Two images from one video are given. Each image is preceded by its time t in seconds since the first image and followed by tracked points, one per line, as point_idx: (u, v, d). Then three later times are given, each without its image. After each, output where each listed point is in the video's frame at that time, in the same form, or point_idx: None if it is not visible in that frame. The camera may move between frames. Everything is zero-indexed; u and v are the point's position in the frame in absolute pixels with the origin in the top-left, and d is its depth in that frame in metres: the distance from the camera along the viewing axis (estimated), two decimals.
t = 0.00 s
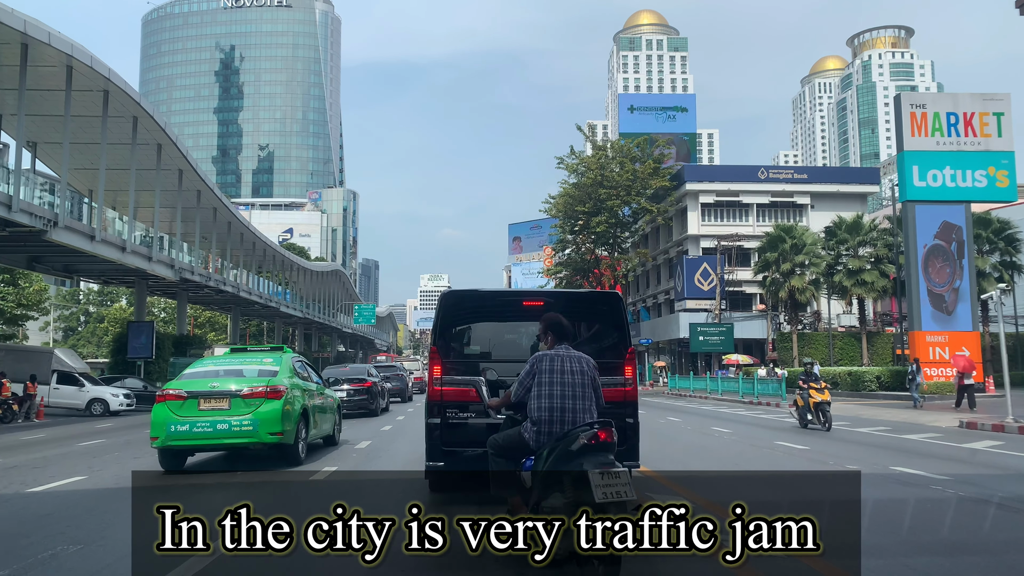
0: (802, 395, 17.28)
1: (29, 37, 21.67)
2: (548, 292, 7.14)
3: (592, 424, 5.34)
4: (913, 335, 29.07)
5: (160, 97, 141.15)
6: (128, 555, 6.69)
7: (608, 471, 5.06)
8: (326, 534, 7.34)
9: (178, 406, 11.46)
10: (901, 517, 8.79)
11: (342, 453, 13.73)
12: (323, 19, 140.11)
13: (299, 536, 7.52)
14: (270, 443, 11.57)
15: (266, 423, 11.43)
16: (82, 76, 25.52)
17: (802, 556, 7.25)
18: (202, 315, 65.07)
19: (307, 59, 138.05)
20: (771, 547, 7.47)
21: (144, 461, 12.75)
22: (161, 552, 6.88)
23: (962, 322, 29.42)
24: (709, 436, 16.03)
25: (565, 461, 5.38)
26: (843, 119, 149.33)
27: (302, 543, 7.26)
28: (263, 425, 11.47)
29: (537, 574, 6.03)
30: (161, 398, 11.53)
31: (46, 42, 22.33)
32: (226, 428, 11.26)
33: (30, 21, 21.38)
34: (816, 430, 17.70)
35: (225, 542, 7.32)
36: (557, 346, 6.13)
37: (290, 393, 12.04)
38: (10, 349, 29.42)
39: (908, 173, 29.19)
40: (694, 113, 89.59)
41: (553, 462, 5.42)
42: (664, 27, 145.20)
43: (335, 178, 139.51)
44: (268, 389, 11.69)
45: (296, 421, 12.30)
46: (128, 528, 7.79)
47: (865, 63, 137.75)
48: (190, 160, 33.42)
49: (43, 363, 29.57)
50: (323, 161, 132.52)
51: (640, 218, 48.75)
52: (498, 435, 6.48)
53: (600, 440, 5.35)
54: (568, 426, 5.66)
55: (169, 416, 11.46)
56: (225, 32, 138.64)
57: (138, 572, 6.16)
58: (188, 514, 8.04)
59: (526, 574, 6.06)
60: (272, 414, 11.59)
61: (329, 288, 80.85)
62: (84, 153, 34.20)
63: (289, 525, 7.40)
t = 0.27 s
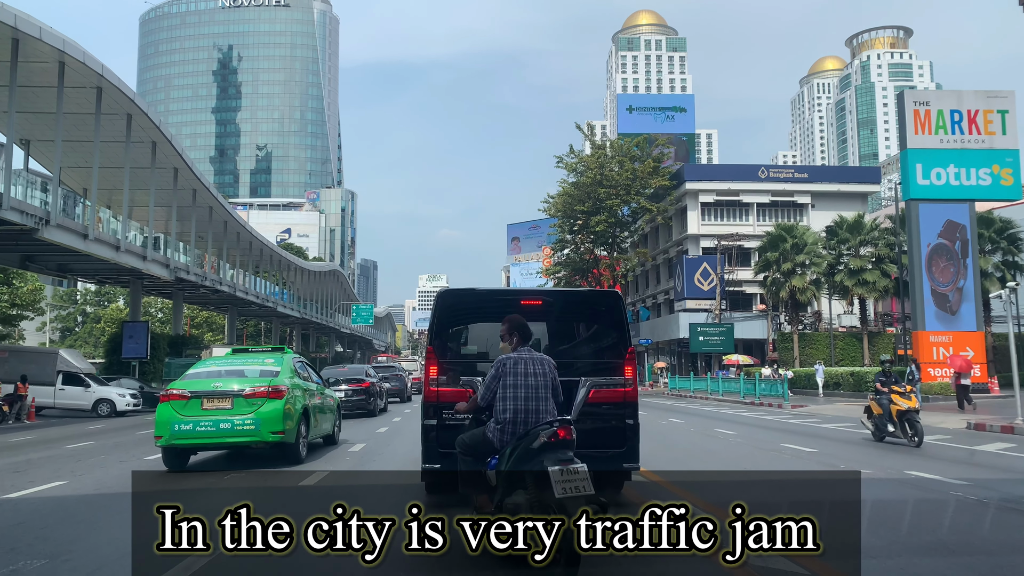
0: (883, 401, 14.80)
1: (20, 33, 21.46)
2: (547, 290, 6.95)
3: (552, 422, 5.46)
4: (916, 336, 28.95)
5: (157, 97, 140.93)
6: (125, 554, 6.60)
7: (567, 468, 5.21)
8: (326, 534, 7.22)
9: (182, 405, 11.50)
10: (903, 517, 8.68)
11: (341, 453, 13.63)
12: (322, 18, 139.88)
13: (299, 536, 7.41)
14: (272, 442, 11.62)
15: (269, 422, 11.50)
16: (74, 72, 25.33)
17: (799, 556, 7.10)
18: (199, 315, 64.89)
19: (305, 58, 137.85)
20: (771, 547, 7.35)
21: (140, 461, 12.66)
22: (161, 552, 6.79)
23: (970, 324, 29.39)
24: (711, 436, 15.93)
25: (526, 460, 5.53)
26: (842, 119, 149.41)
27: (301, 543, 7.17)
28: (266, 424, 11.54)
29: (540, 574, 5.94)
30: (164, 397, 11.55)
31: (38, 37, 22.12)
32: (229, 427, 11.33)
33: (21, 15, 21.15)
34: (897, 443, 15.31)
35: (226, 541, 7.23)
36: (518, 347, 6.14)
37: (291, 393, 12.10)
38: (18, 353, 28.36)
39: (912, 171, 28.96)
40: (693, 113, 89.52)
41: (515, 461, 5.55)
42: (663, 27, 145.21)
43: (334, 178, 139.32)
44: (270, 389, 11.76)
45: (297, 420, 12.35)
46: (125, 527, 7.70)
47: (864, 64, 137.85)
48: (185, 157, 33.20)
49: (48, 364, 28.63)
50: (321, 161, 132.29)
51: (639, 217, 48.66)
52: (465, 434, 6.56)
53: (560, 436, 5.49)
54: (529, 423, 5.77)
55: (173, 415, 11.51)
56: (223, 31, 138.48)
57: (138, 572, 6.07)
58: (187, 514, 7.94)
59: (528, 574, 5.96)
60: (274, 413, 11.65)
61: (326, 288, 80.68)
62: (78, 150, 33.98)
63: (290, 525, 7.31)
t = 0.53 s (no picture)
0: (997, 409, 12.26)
1: (11, 27, 21.26)
2: (547, 289, 6.76)
3: (517, 421, 5.70)
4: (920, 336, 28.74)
5: (155, 97, 140.72)
6: (122, 555, 6.54)
7: (532, 465, 5.46)
8: (326, 534, 7.11)
9: (185, 405, 11.59)
10: (905, 517, 8.60)
11: (340, 453, 13.56)
12: (320, 18, 139.63)
13: (299, 536, 7.33)
14: (274, 441, 11.74)
15: (271, 421, 11.64)
16: (67, 69, 25.13)
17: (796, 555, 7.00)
18: (196, 315, 64.69)
19: (303, 58, 137.67)
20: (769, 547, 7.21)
21: (137, 461, 12.58)
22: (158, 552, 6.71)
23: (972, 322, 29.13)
24: (713, 437, 15.84)
25: (490, 459, 5.72)
26: (841, 120, 149.53)
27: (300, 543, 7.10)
28: (268, 423, 11.65)
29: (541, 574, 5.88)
30: (167, 397, 11.64)
31: (30, 32, 21.92)
32: (232, 427, 11.44)
33: (11, 10, 20.94)
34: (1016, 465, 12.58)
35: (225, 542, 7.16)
36: (480, 350, 6.29)
37: (292, 392, 12.21)
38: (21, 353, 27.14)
39: (915, 169, 28.97)
40: (691, 113, 89.51)
41: (480, 460, 5.74)
42: (661, 28, 145.17)
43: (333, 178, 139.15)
44: (271, 388, 11.87)
45: (298, 419, 12.44)
46: (122, 527, 7.64)
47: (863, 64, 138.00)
48: (180, 155, 32.99)
49: (51, 366, 27.50)
50: (319, 161, 132.07)
51: (638, 217, 48.60)
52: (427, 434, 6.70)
53: (523, 435, 5.74)
54: (492, 423, 5.98)
55: (175, 415, 11.59)
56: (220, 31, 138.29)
57: (138, 572, 6.00)
58: (187, 514, 7.88)
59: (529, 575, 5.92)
60: (275, 413, 11.75)
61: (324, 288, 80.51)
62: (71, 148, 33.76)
63: (289, 526, 7.22)
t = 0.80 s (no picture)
0: None
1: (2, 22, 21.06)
2: (546, 286, 6.64)
3: (482, 421, 5.76)
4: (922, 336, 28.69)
5: (153, 97, 140.50)
6: (118, 556, 6.50)
7: (495, 464, 5.54)
8: (325, 535, 7.02)
9: (188, 405, 11.54)
10: (906, 517, 8.53)
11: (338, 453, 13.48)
12: (318, 17, 139.28)
13: (299, 536, 7.25)
14: (275, 440, 11.68)
15: (271, 420, 11.58)
16: (58, 64, 24.86)
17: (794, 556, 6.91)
18: (193, 314, 64.49)
19: (301, 58, 137.39)
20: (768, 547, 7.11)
21: (132, 461, 12.50)
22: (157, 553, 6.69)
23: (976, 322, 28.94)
24: (714, 439, 15.75)
25: (451, 457, 5.75)
26: (839, 120, 149.60)
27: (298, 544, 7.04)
28: (268, 422, 11.60)
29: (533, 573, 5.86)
30: (170, 396, 11.60)
31: (21, 26, 21.72)
32: (233, 425, 11.41)
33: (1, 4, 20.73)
34: None
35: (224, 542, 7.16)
36: (445, 349, 6.30)
37: (292, 391, 12.15)
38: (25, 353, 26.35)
39: (919, 168, 28.89)
40: (690, 114, 89.44)
41: (441, 458, 5.77)
42: (660, 28, 145.21)
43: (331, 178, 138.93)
44: (272, 388, 11.82)
45: (299, 419, 12.36)
46: (117, 527, 7.58)
47: (861, 65, 138.07)
48: (175, 153, 32.77)
49: (58, 366, 26.83)
50: (317, 161, 131.91)
51: (638, 216, 48.51)
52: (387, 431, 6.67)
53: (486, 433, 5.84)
54: (453, 421, 6.01)
55: (178, 414, 11.56)
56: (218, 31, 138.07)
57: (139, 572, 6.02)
58: (186, 514, 7.88)
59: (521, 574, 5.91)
60: (276, 412, 11.70)
61: (322, 288, 80.31)
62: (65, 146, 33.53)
63: (289, 526, 7.12)
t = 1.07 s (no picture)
0: None
1: None
2: (548, 283, 6.50)
3: (442, 420, 5.84)
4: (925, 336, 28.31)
5: (151, 96, 140.32)
6: (113, 558, 6.40)
7: (454, 463, 5.62)
8: (325, 535, 6.82)
9: (190, 404, 11.46)
10: (909, 516, 8.44)
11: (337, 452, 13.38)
12: (317, 17, 139.03)
13: (299, 536, 7.13)
14: (275, 440, 11.58)
15: (272, 419, 11.47)
16: (51, 60, 24.62)
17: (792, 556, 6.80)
18: (190, 314, 64.33)
19: (300, 57, 137.15)
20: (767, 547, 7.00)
21: (129, 462, 12.39)
22: (155, 554, 6.61)
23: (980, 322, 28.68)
24: (715, 440, 15.66)
25: (412, 456, 5.82)
26: (838, 121, 149.59)
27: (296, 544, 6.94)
28: (269, 421, 11.50)
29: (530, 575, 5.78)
30: (172, 395, 11.52)
31: (13, 20, 21.50)
32: (234, 424, 11.33)
33: None
34: None
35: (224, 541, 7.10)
36: (413, 350, 6.38)
37: (293, 391, 12.04)
38: (30, 354, 25.58)
39: (922, 166, 28.49)
40: (689, 114, 89.42)
41: (401, 459, 5.85)
42: (659, 27, 145.20)
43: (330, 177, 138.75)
44: (273, 387, 11.71)
45: (299, 418, 12.26)
46: (112, 529, 7.48)
47: (861, 65, 138.15)
48: (170, 151, 32.55)
49: (64, 367, 26.10)
50: (316, 161, 131.75)
51: (637, 216, 48.43)
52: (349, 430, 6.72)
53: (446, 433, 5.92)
54: (415, 420, 6.09)
55: (180, 413, 11.49)
56: (217, 30, 137.86)
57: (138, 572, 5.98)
58: (186, 514, 7.83)
59: None
60: (277, 411, 11.59)
61: (320, 287, 80.15)
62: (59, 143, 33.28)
63: (289, 525, 6.99)
